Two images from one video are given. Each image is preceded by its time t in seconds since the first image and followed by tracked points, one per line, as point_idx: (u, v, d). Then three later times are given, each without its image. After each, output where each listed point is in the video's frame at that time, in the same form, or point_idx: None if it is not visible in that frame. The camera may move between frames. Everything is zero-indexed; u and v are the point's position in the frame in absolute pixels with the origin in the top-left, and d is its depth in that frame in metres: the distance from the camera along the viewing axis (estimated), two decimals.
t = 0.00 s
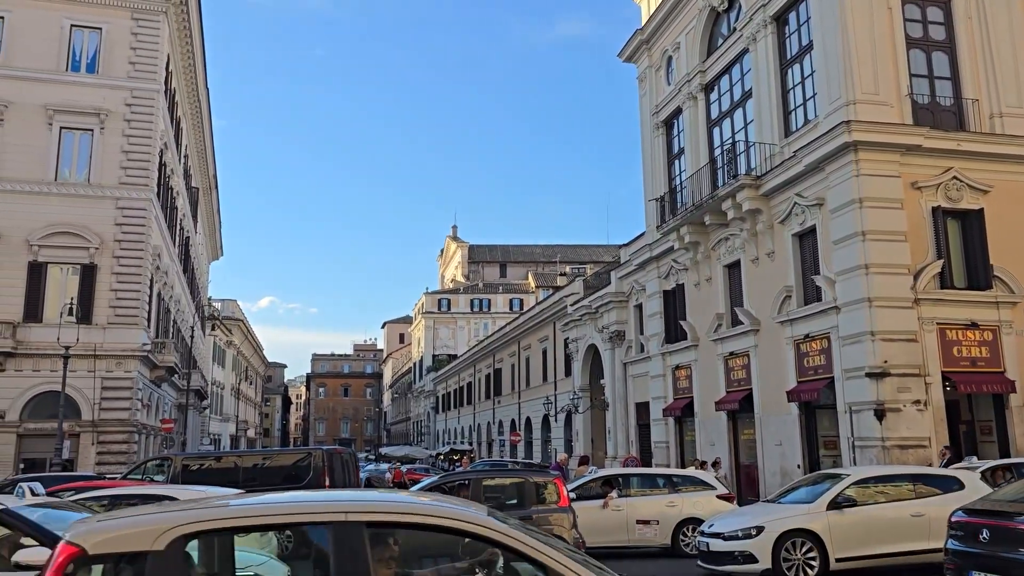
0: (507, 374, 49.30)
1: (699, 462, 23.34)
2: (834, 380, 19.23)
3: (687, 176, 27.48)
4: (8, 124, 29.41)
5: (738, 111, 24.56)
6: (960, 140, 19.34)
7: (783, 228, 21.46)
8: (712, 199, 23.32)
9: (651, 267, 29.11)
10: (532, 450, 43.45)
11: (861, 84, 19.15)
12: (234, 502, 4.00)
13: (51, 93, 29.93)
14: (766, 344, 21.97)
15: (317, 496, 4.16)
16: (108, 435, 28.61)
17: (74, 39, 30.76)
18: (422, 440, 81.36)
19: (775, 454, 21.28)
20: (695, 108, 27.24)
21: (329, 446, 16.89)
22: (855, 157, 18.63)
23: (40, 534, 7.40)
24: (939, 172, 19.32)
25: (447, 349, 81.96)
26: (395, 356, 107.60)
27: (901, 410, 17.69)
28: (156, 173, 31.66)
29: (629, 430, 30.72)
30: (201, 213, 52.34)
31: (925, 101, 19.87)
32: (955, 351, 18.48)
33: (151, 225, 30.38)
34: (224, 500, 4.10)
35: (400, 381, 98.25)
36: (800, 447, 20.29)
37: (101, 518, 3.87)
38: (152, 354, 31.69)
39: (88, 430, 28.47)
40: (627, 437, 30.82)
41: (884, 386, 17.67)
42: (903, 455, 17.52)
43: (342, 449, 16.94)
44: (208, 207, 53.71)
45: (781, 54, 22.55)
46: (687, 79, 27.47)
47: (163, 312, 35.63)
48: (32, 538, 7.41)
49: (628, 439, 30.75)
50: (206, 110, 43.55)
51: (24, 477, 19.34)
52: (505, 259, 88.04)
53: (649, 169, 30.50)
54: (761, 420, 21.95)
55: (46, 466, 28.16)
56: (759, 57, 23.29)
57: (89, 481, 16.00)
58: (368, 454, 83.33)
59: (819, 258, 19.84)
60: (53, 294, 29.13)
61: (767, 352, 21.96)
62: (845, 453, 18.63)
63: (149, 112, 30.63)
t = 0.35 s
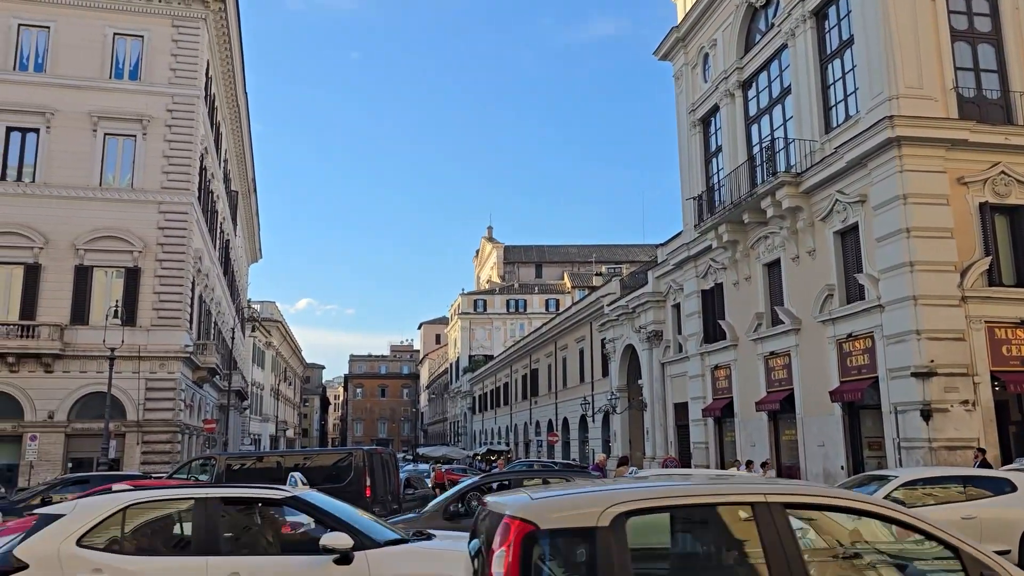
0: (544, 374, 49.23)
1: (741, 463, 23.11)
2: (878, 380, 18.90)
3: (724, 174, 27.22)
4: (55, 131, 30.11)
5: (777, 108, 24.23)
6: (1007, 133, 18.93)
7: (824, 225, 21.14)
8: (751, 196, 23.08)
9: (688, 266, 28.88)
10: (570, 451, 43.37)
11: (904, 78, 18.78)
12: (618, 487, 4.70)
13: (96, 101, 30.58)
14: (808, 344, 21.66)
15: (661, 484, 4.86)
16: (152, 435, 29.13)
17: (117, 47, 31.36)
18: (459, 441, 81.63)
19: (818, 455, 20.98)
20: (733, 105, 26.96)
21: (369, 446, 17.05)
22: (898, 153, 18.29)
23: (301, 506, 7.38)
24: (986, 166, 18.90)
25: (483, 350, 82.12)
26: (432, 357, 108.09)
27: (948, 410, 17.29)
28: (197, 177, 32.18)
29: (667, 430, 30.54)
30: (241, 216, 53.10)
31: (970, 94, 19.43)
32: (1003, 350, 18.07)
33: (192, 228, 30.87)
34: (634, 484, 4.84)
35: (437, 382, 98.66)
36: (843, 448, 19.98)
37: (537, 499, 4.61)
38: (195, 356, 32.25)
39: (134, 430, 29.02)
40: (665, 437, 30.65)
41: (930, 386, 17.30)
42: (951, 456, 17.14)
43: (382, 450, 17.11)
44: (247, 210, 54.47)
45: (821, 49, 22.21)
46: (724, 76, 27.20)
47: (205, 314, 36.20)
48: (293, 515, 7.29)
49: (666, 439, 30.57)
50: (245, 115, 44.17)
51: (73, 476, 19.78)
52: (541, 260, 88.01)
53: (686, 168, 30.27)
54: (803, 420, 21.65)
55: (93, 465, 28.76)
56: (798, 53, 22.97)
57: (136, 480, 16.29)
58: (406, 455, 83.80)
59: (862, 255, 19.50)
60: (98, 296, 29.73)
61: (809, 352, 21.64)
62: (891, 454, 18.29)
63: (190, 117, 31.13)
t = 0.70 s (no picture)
0: (570, 371, 49.18)
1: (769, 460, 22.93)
2: (911, 376, 18.64)
3: (753, 169, 26.97)
4: (88, 131, 30.56)
5: (806, 101, 23.97)
6: None
7: (855, 220, 20.87)
8: (780, 191, 22.85)
9: (716, 261, 28.68)
10: (597, 447, 43.31)
11: (937, 69, 18.49)
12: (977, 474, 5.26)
13: (127, 101, 31.00)
14: (838, 340, 21.42)
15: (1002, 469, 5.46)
16: (183, 431, 29.50)
17: (147, 48, 31.77)
18: (485, 437, 81.83)
19: (849, 452, 20.76)
20: (760, 99, 26.71)
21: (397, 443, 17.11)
22: (931, 145, 18.02)
23: (557, 495, 7.07)
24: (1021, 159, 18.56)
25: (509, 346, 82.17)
26: (458, 354, 108.45)
27: (983, 407, 17.02)
28: (226, 177, 32.50)
29: (695, 427, 30.39)
30: (269, 214, 53.59)
31: (1005, 85, 19.08)
32: None
33: (221, 226, 31.20)
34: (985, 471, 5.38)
35: (463, 378, 98.95)
36: (875, 445, 19.74)
37: (903, 482, 5.19)
38: (225, 353, 32.63)
39: (165, 426, 29.39)
40: (693, 434, 30.50)
41: (965, 382, 17.04)
42: (986, 454, 16.87)
43: (410, 446, 17.18)
44: (275, 208, 55.03)
45: (851, 41, 21.92)
46: (752, 69, 26.95)
47: (234, 311, 36.58)
48: (549, 504, 7.00)
49: (694, 436, 30.42)
50: (272, 114, 44.53)
51: (106, 471, 20.09)
52: (566, 256, 87.88)
53: (714, 163, 30.06)
54: (834, 417, 21.42)
55: (126, 460, 29.18)
56: (827, 46, 22.68)
57: (168, 475, 16.47)
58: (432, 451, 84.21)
59: (895, 249, 19.23)
60: (130, 294, 30.16)
61: (839, 348, 21.39)
62: (924, 451, 18.05)
63: (218, 116, 31.45)
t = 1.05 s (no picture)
0: (589, 367, 49.10)
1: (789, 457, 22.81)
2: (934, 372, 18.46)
3: (773, 163, 26.78)
4: (110, 130, 30.88)
5: (828, 94, 23.74)
6: None
7: (877, 214, 20.67)
8: (801, 185, 22.67)
9: (736, 256, 28.52)
10: (616, 443, 43.23)
11: (961, 60, 18.25)
12: None
13: (149, 100, 31.28)
14: (860, 335, 21.24)
15: None
16: (205, 426, 29.76)
17: (168, 47, 32.04)
18: (504, 433, 81.92)
19: (871, 449, 20.59)
20: (781, 93, 26.51)
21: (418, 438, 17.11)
22: (955, 138, 17.81)
23: (794, 483, 7.17)
24: None
25: (528, 342, 82.17)
26: (476, 350, 108.62)
27: (1008, 402, 16.82)
28: (246, 174, 32.72)
29: (715, 423, 30.27)
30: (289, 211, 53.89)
31: None
32: None
33: (242, 223, 31.41)
34: None
35: (482, 374, 99.14)
36: (898, 441, 19.57)
37: None
38: (245, 349, 32.88)
39: (187, 422, 29.70)
40: (713, 430, 30.38)
41: (989, 378, 16.84)
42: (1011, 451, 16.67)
43: (430, 441, 17.18)
44: (294, 206, 55.36)
45: (873, 33, 21.68)
46: (772, 63, 26.73)
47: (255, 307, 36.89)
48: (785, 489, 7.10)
49: (714, 432, 30.30)
50: (292, 111, 44.77)
51: (130, 466, 20.37)
52: (585, 252, 87.70)
53: (733, 157, 29.88)
54: (856, 413, 21.25)
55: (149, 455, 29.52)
56: (849, 38, 22.44)
57: (191, 470, 16.64)
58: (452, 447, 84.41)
59: (918, 244, 19.03)
60: (152, 291, 30.45)
61: (861, 343, 21.20)
62: (947, 447, 17.87)
63: (239, 114, 31.66)
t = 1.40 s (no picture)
0: (604, 362, 49.02)
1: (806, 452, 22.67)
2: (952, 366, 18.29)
3: (789, 157, 26.59)
4: (127, 128, 31.08)
5: (844, 87, 23.55)
6: None
7: (894, 207, 20.49)
8: (817, 179, 22.49)
9: (751, 251, 28.37)
10: (631, 439, 43.16)
11: (980, 52, 18.05)
12: None
13: (165, 98, 31.46)
14: (878, 330, 21.09)
15: None
16: (222, 422, 29.97)
17: (184, 45, 32.21)
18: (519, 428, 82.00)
19: (888, 444, 20.45)
20: (796, 86, 26.32)
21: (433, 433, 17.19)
22: (974, 131, 17.62)
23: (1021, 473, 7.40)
24: None
25: (543, 338, 82.13)
26: (491, 346, 108.68)
27: None
28: (261, 171, 32.85)
29: (730, 418, 30.17)
30: (303, 207, 54.03)
31: None
32: None
33: (257, 219, 31.57)
34: None
35: (496, 369, 99.15)
36: (915, 437, 19.43)
37: None
38: (261, 344, 33.06)
39: (204, 417, 29.89)
40: (728, 426, 30.29)
41: (1009, 373, 16.67)
42: None
43: (446, 436, 17.18)
44: (309, 202, 55.54)
45: (890, 25, 21.46)
46: (788, 56, 26.53)
47: (271, 303, 37.09)
48: (1014, 479, 7.37)
49: (729, 427, 30.21)
50: (306, 107, 44.86)
51: (147, 461, 20.53)
52: (599, 247, 87.44)
53: (748, 151, 29.72)
54: (873, 408, 21.10)
55: (166, 450, 29.73)
56: (866, 30, 22.24)
57: (208, 465, 16.75)
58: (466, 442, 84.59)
59: (935, 238, 18.87)
60: (169, 287, 30.65)
61: (879, 338, 21.05)
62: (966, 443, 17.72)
63: (254, 110, 31.79)
